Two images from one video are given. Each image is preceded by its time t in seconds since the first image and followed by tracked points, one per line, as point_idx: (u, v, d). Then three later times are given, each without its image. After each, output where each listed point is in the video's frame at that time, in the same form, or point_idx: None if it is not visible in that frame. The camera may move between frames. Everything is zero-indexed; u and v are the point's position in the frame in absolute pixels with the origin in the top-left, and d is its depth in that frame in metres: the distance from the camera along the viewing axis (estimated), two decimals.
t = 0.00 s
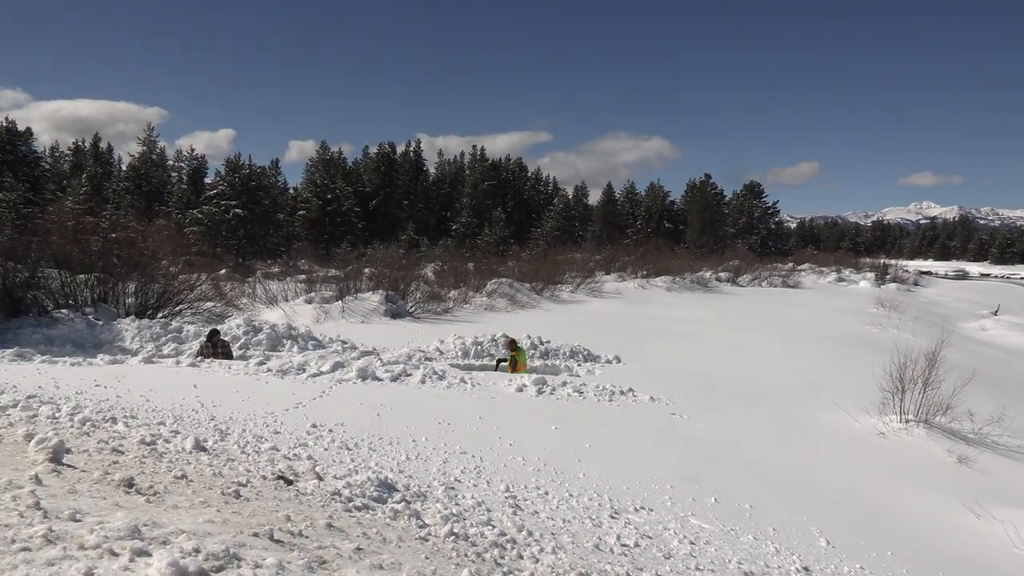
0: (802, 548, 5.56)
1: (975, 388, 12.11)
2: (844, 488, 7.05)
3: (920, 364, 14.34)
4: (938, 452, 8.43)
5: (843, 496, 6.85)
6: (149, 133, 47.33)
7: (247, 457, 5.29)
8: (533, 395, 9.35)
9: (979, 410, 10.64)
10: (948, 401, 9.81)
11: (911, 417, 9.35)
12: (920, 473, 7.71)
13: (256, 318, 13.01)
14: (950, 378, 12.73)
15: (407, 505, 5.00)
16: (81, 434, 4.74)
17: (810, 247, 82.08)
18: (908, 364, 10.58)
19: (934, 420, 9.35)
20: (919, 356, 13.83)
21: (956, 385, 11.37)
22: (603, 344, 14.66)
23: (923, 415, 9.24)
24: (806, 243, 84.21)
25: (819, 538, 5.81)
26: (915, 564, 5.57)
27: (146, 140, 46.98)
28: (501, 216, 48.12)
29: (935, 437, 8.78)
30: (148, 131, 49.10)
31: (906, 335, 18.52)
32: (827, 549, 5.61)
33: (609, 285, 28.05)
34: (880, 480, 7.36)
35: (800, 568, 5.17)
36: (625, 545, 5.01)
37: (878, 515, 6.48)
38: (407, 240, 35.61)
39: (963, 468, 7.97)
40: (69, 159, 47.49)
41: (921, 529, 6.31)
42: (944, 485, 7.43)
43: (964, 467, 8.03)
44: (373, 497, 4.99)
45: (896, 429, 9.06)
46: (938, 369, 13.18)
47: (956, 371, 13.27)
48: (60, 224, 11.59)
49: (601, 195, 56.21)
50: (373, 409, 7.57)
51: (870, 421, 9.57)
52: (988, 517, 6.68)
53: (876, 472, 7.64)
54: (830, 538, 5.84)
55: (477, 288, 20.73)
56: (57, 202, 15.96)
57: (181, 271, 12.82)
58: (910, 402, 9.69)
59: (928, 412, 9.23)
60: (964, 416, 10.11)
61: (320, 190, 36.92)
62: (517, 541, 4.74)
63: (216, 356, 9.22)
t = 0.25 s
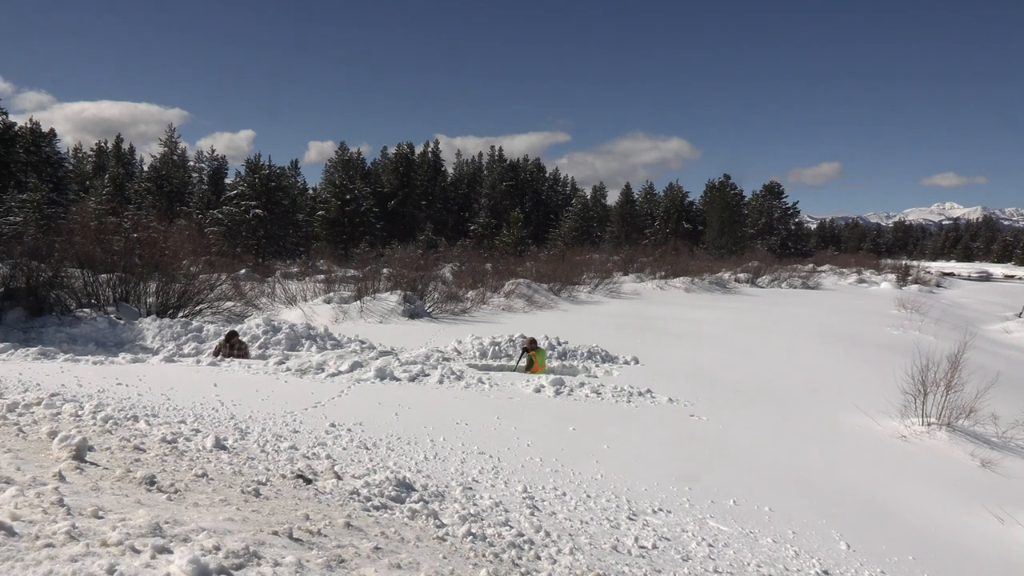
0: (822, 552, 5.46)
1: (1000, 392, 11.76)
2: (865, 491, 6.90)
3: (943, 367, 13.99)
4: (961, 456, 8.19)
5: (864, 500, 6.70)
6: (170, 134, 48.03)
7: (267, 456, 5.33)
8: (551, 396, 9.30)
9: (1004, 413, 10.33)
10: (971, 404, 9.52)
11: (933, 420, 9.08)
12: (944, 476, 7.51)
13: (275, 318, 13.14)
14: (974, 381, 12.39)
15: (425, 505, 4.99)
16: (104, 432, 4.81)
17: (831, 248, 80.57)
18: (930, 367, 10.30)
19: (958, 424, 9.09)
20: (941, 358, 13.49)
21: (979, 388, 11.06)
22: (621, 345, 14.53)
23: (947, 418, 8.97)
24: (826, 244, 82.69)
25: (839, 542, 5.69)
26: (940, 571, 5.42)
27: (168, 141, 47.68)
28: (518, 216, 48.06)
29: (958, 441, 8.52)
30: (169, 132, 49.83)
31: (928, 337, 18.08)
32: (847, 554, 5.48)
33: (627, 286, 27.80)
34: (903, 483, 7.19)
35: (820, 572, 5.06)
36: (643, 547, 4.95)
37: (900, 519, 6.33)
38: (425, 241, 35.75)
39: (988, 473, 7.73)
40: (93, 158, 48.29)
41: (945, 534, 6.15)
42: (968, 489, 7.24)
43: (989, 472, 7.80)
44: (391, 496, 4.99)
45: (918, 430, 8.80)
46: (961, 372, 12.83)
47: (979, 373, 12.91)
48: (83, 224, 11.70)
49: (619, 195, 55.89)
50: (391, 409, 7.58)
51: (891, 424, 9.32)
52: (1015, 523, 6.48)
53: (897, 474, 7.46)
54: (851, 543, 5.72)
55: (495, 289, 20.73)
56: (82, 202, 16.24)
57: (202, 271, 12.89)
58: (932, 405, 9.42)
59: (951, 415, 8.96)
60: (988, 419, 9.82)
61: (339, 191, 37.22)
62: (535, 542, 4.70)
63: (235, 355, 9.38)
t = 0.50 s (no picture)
0: (842, 555, 5.36)
1: None
2: (886, 494, 6.76)
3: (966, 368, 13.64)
4: (983, 459, 7.96)
5: (886, 502, 6.56)
6: (190, 136, 48.68)
7: (286, 454, 5.36)
8: (568, 396, 9.24)
9: None
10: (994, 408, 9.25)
11: (955, 424, 8.81)
12: (967, 479, 7.33)
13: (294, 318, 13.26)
14: (998, 383, 12.05)
15: (442, 505, 4.97)
16: (125, 430, 4.88)
17: (852, 249, 79.11)
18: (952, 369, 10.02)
19: (980, 427, 8.84)
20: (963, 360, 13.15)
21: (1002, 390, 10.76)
22: (638, 346, 14.41)
23: (969, 421, 8.70)
24: (846, 245, 81.21)
25: (859, 545, 5.59)
26: None
27: (189, 142, 48.36)
28: (536, 216, 47.96)
29: (981, 445, 8.25)
30: (189, 134, 50.51)
31: (951, 339, 17.66)
32: (867, 557, 5.38)
33: (645, 287, 27.54)
34: (925, 485, 7.04)
35: None
36: (660, 548, 4.91)
37: (923, 523, 6.20)
38: (443, 241, 35.85)
39: (1012, 476, 7.51)
40: (115, 159, 49.08)
41: (969, 538, 6.01)
42: (993, 491, 7.06)
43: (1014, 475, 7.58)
44: (408, 496, 4.98)
45: (940, 432, 8.59)
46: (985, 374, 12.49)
47: (1003, 376, 12.56)
48: (105, 223, 11.91)
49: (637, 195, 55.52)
50: (409, 409, 7.59)
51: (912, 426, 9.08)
52: None
53: (919, 476, 7.30)
54: (872, 546, 5.60)
55: (512, 289, 20.73)
56: (104, 203, 16.49)
57: (222, 271, 13.05)
58: (953, 408, 9.15)
59: (973, 418, 8.70)
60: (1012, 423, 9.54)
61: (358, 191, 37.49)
62: (552, 542, 4.67)
63: (254, 354, 9.45)
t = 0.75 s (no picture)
0: (863, 560, 5.28)
1: None
2: (909, 497, 6.63)
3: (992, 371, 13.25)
4: (1009, 462, 7.71)
5: (908, 507, 6.43)
6: (212, 136, 49.30)
7: (305, 453, 5.39)
8: (587, 397, 9.16)
9: None
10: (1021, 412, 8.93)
11: (980, 427, 8.53)
12: (992, 482, 7.14)
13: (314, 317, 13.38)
14: None
15: (460, 505, 4.95)
16: (148, 428, 4.94)
17: (875, 250, 77.50)
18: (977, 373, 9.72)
19: (1005, 431, 8.57)
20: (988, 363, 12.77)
21: None
22: (657, 347, 14.26)
23: (993, 425, 8.43)
24: (868, 246, 79.56)
25: (881, 549, 5.50)
26: None
27: (210, 143, 49.00)
28: (555, 217, 47.82)
29: (1006, 449, 7.98)
30: (210, 134, 51.15)
31: (977, 342, 17.20)
32: (889, 562, 5.30)
33: (664, 288, 27.24)
34: (949, 488, 6.89)
35: None
36: (679, 551, 4.88)
37: (947, 528, 6.05)
38: (461, 241, 35.93)
39: None
40: (137, 159, 49.81)
41: (995, 544, 5.86)
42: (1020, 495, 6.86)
43: None
44: (427, 495, 4.97)
45: (964, 434, 8.39)
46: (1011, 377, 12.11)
47: None
48: (128, 224, 12.17)
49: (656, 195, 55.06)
50: (427, 409, 7.59)
51: (935, 429, 8.83)
52: None
53: (942, 479, 7.13)
54: (894, 551, 5.50)
55: (531, 290, 20.69)
56: (127, 203, 16.71)
57: (242, 271, 13.23)
58: (977, 411, 8.87)
59: (999, 422, 8.42)
60: None
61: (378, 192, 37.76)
62: (570, 543, 4.64)
63: (275, 353, 9.59)
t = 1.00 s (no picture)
0: (883, 563, 5.19)
1: None
2: (930, 500, 6.50)
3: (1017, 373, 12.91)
4: None
5: (930, 510, 6.30)
6: (230, 137, 49.79)
7: (323, 452, 5.41)
8: (604, 398, 9.09)
9: None
10: None
11: (1004, 431, 8.27)
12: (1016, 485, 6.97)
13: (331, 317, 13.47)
14: None
15: (477, 505, 4.93)
16: (167, 427, 5.00)
17: (896, 252, 76.02)
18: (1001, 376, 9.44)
19: None
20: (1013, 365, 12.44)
21: None
22: (675, 348, 14.12)
23: (1017, 428, 8.16)
24: (888, 248, 78.04)
25: (901, 553, 5.40)
26: None
27: (229, 144, 49.53)
28: (572, 217, 47.65)
29: None
30: (229, 135, 51.70)
31: (1000, 344, 16.77)
32: (910, 566, 5.21)
33: (681, 289, 26.95)
34: (972, 490, 6.75)
35: None
36: (696, 553, 4.84)
37: (970, 532, 5.92)
38: (478, 241, 35.94)
39: None
40: (157, 160, 50.56)
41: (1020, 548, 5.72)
42: None
43: None
44: (444, 495, 4.95)
45: (988, 435, 8.20)
46: None
47: None
48: (148, 224, 12.40)
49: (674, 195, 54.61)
50: (444, 409, 7.59)
51: (957, 432, 8.62)
52: None
53: (965, 481, 6.98)
54: (915, 555, 5.40)
55: (548, 290, 20.63)
56: (148, 203, 16.89)
57: (261, 271, 13.40)
58: (1000, 414, 8.64)
59: None
60: None
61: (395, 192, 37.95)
62: (587, 544, 4.61)
63: (295, 353, 9.68)
